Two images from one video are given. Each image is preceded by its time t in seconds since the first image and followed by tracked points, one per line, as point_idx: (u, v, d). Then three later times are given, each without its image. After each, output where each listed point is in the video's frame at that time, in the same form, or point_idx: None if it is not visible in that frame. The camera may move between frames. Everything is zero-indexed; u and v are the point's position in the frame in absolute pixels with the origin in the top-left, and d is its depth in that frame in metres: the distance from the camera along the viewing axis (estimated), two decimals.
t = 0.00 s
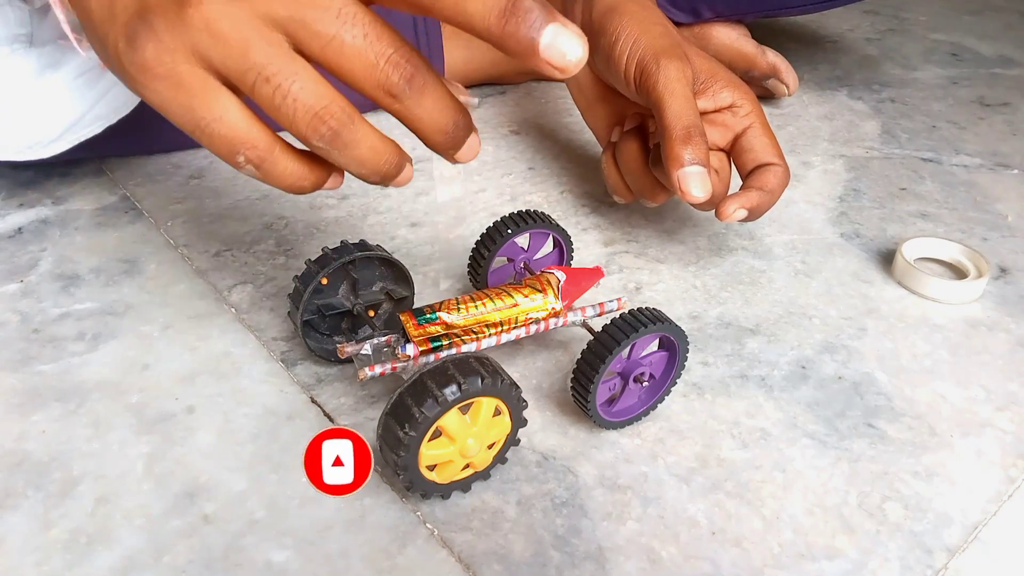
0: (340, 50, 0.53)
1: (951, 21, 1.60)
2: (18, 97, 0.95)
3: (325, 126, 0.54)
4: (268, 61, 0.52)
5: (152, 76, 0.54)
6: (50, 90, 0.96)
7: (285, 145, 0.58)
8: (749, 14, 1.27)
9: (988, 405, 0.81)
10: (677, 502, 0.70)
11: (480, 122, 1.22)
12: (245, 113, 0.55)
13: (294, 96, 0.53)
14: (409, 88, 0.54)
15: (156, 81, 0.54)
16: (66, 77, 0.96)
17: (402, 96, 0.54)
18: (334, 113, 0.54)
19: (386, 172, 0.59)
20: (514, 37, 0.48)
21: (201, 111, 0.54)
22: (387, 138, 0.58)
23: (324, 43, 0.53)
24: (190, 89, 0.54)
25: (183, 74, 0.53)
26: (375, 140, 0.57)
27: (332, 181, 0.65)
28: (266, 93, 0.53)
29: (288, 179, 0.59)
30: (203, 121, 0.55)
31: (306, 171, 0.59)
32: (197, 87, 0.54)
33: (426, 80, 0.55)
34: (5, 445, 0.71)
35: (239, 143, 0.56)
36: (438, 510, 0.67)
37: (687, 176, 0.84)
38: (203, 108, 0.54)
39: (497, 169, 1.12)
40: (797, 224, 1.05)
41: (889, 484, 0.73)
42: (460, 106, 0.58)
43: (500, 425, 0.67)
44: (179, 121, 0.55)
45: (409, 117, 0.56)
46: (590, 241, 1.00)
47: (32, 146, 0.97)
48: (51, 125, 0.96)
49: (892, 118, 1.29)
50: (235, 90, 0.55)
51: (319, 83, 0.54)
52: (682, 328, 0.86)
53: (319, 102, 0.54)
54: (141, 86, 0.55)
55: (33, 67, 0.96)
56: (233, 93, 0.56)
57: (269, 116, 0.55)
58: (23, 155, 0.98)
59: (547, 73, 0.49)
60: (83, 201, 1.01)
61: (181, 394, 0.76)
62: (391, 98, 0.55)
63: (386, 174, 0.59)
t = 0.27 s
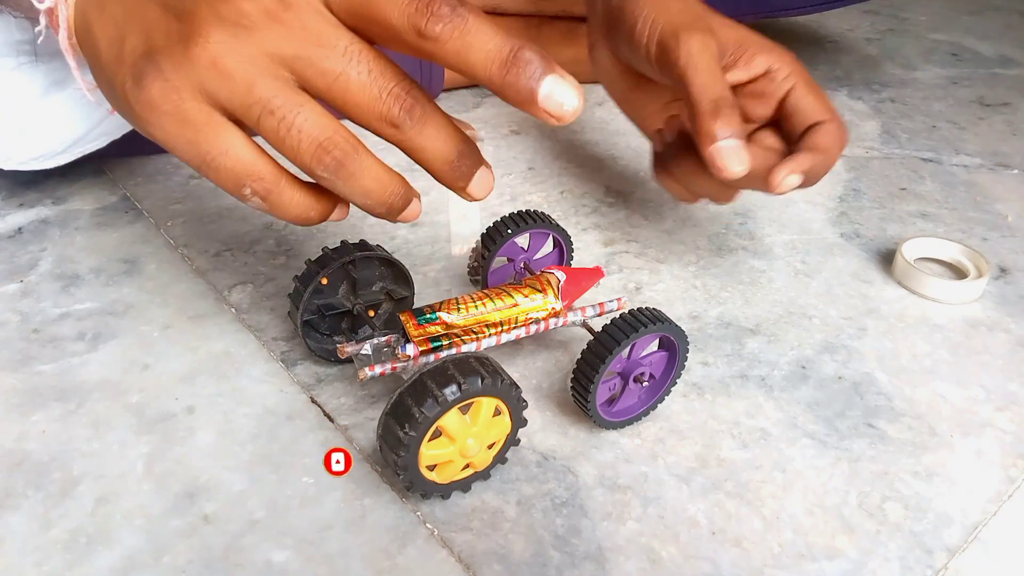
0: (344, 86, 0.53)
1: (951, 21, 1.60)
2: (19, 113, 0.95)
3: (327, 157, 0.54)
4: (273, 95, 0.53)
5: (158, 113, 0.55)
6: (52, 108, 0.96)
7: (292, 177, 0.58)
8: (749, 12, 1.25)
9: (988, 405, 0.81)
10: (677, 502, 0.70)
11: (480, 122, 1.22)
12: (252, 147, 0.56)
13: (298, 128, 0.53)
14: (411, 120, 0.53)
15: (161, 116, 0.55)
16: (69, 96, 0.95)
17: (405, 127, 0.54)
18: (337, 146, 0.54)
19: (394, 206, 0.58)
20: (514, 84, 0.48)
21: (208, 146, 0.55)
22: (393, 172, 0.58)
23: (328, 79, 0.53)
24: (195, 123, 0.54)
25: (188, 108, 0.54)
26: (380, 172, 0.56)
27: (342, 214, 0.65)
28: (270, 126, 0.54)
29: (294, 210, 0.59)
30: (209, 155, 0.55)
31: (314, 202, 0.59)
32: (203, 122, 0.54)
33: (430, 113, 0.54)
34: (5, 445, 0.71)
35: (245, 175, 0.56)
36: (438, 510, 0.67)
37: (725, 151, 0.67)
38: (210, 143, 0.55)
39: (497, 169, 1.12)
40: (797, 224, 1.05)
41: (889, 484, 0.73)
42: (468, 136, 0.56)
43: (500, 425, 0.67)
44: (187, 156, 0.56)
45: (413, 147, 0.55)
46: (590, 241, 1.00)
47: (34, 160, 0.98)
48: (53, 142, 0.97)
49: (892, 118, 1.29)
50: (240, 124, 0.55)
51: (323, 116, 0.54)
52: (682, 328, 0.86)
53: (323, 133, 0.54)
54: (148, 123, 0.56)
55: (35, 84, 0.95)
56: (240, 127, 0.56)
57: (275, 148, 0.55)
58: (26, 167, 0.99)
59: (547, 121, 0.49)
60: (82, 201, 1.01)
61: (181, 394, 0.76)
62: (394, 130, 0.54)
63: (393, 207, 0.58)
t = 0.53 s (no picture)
0: (343, 42, 0.55)
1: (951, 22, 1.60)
2: (23, 113, 0.94)
3: (336, 102, 0.56)
4: (276, 42, 0.55)
5: (162, 60, 0.56)
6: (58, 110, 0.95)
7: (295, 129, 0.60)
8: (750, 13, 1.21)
9: (989, 405, 0.81)
10: (677, 502, 0.70)
11: (480, 122, 1.22)
12: (256, 97, 0.58)
13: (299, 77, 0.55)
14: (402, 81, 0.56)
15: (165, 64, 0.56)
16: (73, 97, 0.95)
17: (397, 87, 0.56)
18: (338, 97, 0.56)
19: (390, 167, 0.60)
20: (499, 68, 0.52)
21: (211, 92, 0.56)
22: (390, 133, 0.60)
23: (327, 34, 0.55)
24: (199, 68, 0.56)
25: (192, 55, 0.56)
26: (379, 127, 0.58)
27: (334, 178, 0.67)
28: (274, 73, 0.55)
29: (292, 164, 0.60)
30: (213, 101, 0.57)
31: (314, 157, 0.61)
32: (208, 66, 0.56)
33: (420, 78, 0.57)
34: (5, 445, 0.71)
35: (251, 123, 0.57)
36: (438, 509, 0.67)
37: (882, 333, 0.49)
38: (213, 89, 0.56)
39: (497, 169, 1.12)
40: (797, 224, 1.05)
41: (889, 484, 0.73)
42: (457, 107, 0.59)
43: (500, 425, 0.67)
44: (190, 103, 0.57)
45: (401, 110, 0.57)
46: (590, 241, 1.00)
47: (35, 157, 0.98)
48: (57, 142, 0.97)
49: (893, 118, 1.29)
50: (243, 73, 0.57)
51: (325, 64, 0.56)
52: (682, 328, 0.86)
53: (326, 80, 0.55)
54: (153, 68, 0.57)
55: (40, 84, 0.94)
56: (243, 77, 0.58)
57: (279, 97, 0.57)
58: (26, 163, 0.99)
59: (520, 106, 0.53)
60: (83, 201, 1.01)
61: (181, 394, 0.76)
62: (386, 91, 0.57)
63: (389, 169, 0.60)
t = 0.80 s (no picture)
0: (341, 87, 0.62)
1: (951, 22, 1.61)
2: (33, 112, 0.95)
3: (335, 142, 0.61)
4: (282, 89, 0.61)
5: (179, 108, 0.62)
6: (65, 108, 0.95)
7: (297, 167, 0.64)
8: (749, 17, 1.22)
9: (989, 404, 0.81)
10: (677, 502, 0.70)
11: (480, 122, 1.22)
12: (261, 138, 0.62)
13: (303, 118, 0.61)
14: (394, 122, 0.63)
15: (183, 111, 0.62)
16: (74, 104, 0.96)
17: (390, 126, 0.63)
18: (339, 134, 0.61)
19: (386, 200, 0.65)
20: (480, 110, 0.62)
21: (222, 134, 0.62)
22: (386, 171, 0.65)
23: (327, 80, 0.62)
24: (212, 112, 0.61)
25: (206, 102, 0.61)
26: (374, 164, 0.63)
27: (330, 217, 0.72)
28: (280, 117, 0.61)
29: (296, 200, 0.65)
30: (223, 143, 0.62)
31: (315, 190, 0.65)
32: (220, 109, 0.61)
33: (410, 120, 0.64)
34: (5, 445, 0.71)
35: (256, 163, 0.62)
36: (438, 510, 0.67)
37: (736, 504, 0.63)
38: (223, 131, 0.61)
39: (497, 169, 1.12)
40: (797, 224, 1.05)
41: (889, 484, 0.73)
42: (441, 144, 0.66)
43: (500, 425, 0.67)
44: (201, 147, 0.63)
45: (396, 147, 0.64)
46: (590, 241, 1.00)
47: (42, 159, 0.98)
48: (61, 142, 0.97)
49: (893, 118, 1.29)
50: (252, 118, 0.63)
51: (325, 108, 0.62)
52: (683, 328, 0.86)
53: (327, 122, 0.61)
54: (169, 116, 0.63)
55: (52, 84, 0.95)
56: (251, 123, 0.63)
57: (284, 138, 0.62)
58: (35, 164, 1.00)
59: (500, 146, 0.64)
60: (82, 201, 1.01)
61: (181, 394, 0.76)
62: (379, 131, 0.63)
63: (385, 201, 0.65)
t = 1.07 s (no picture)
0: (322, 90, 0.57)
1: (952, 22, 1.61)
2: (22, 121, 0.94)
3: (320, 155, 0.60)
4: (261, 103, 0.57)
5: (159, 131, 0.60)
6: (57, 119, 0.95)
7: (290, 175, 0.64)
8: (749, 20, 1.23)
9: (989, 404, 0.81)
10: (677, 502, 0.70)
11: (480, 122, 1.22)
12: (249, 153, 0.62)
13: (288, 133, 0.58)
14: (387, 122, 0.58)
15: (164, 135, 0.60)
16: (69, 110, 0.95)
17: (381, 128, 0.58)
18: (327, 145, 0.59)
19: (382, 197, 0.64)
20: (484, 73, 0.52)
21: (210, 155, 0.61)
22: (382, 167, 0.64)
23: (306, 84, 0.57)
24: (194, 135, 0.60)
25: (186, 124, 0.59)
26: (367, 166, 0.62)
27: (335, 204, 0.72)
28: (263, 134, 0.59)
29: (292, 207, 0.65)
30: (212, 164, 0.61)
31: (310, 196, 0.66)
32: (199, 132, 0.59)
33: (405, 111, 0.59)
34: (5, 445, 0.71)
35: (248, 180, 0.62)
36: (438, 510, 0.67)
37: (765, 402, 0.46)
38: (210, 153, 0.60)
39: (497, 169, 1.12)
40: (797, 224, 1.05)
41: (888, 484, 0.73)
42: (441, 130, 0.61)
43: (500, 424, 0.67)
44: (192, 168, 0.62)
45: (391, 146, 0.60)
46: (590, 241, 1.00)
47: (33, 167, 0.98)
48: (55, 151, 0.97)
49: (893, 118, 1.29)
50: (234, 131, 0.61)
51: (309, 118, 0.59)
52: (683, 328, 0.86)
53: (311, 135, 0.59)
54: (153, 140, 0.62)
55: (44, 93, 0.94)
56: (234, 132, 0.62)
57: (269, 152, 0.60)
58: (21, 171, 0.99)
59: (513, 105, 0.54)
60: (83, 201, 1.01)
61: (181, 394, 0.76)
62: (372, 131, 0.59)
63: (382, 199, 0.64)
